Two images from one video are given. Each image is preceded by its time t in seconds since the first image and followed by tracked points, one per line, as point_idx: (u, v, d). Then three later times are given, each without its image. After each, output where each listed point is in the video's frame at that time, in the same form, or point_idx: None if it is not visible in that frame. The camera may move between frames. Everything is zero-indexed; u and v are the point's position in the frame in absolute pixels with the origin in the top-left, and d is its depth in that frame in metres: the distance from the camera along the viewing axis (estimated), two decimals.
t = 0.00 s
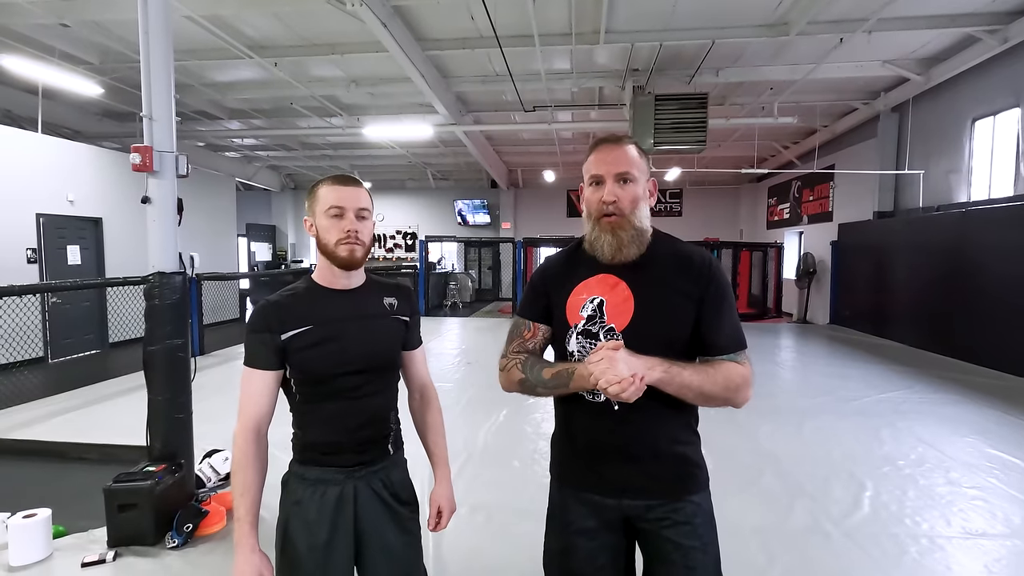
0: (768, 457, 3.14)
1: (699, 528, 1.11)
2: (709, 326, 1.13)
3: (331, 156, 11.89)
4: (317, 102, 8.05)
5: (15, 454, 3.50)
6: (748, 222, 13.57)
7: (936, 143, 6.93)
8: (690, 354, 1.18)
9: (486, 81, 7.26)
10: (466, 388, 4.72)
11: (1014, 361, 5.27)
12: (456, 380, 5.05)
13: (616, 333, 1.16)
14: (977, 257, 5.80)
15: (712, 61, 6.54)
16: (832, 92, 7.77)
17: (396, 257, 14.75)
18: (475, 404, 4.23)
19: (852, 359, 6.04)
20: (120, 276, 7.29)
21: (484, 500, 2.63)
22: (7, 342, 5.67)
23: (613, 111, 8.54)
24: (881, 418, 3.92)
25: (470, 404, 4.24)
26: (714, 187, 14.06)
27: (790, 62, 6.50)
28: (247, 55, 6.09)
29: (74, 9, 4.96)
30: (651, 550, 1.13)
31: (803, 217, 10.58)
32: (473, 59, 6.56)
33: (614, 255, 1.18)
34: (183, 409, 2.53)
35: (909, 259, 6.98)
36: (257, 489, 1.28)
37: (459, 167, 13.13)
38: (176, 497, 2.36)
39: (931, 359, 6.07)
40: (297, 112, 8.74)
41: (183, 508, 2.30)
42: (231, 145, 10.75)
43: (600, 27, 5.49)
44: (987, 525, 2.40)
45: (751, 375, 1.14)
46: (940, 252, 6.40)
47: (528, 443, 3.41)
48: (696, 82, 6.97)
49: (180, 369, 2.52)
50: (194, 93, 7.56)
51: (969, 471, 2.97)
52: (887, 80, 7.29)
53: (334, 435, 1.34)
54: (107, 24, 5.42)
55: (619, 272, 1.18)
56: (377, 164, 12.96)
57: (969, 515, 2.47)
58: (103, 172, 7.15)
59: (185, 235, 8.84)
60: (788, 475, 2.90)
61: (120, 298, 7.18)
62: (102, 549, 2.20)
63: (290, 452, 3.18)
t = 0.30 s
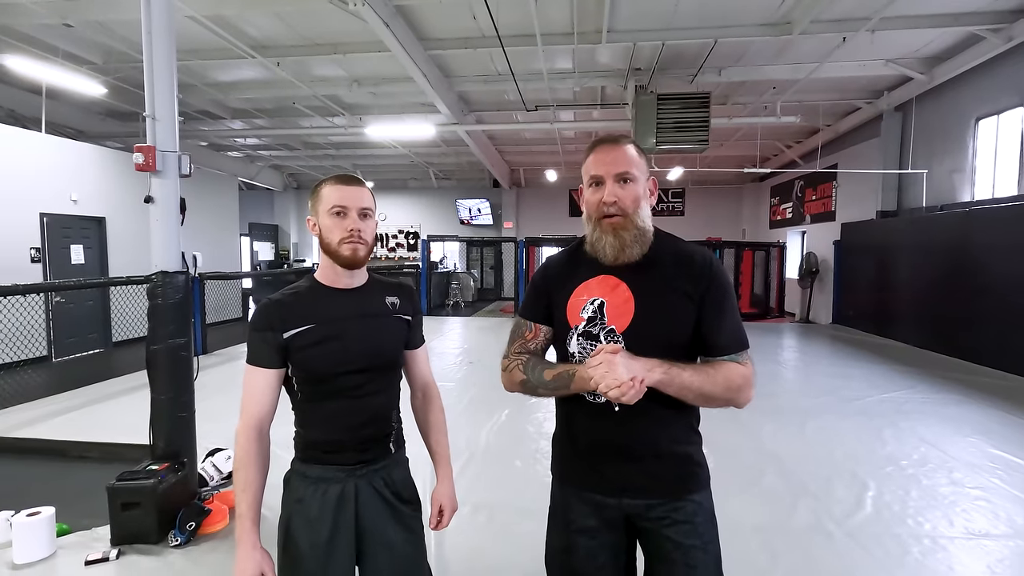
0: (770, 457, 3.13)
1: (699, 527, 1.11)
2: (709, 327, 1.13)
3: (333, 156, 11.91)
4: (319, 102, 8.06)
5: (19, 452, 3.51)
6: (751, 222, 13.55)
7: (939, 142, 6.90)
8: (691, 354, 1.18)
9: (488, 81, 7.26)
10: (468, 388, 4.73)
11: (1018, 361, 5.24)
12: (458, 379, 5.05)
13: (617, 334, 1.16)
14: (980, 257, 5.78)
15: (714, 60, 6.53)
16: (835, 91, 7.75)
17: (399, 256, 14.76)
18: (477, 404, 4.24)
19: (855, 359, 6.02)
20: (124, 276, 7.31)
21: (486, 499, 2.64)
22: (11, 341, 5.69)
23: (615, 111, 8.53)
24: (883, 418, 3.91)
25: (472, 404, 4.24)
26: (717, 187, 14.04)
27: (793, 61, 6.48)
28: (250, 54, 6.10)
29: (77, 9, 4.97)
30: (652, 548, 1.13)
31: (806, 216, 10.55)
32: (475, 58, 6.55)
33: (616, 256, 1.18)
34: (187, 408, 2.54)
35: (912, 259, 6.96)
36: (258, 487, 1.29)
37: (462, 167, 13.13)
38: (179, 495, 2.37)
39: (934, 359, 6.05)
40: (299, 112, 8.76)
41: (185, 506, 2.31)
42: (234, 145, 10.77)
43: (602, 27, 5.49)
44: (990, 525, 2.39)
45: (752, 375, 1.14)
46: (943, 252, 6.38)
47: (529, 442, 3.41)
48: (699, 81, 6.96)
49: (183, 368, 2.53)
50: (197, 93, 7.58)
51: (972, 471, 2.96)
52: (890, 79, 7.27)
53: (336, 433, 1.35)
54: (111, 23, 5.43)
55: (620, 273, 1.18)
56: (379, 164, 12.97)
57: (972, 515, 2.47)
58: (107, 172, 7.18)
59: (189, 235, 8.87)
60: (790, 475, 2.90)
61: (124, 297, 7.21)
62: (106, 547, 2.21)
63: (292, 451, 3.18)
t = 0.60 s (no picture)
0: (771, 456, 3.13)
1: (699, 527, 1.11)
2: (709, 325, 1.13)
3: (335, 155, 11.92)
4: (321, 101, 8.07)
5: (23, 450, 3.53)
6: (753, 220, 13.52)
7: (942, 140, 6.87)
8: (691, 352, 1.18)
9: (490, 80, 7.26)
10: (470, 387, 4.74)
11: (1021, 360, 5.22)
12: (460, 378, 5.06)
13: (616, 333, 1.16)
14: (983, 256, 5.76)
15: (716, 58, 6.51)
16: (838, 89, 7.73)
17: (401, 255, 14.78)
18: (479, 403, 4.24)
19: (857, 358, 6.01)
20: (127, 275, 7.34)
21: (488, 498, 2.64)
22: (15, 340, 5.72)
23: (617, 109, 8.52)
24: (885, 417, 3.90)
25: (474, 403, 4.25)
26: (719, 186, 14.01)
27: (795, 60, 6.46)
28: (253, 54, 6.11)
29: (80, 9, 4.99)
30: (652, 548, 1.13)
31: (809, 216, 10.52)
32: (477, 57, 6.55)
33: (616, 257, 1.18)
34: (189, 407, 2.55)
35: (915, 258, 6.93)
36: (260, 486, 1.29)
37: (463, 166, 13.13)
38: (182, 494, 2.38)
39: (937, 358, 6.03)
40: (301, 111, 8.77)
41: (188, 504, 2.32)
42: (237, 144, 10.79)
43: (604, 26, 5.49)
44: (992, 524, 2.39)
45: (752, 373, 1.14)
46: (946, 251, 6.36)
47: (531, 441, 3.41)
48: (701, 80, 6.94)
49: (185, 367, 2.54)
50: (200, 92, 7.59)
51: (974, 471, 2.95)
52: (893, 77, 7.25)
53: (338, 432, 1.35)
54: (114, 23, 5.44)
55: (620, 272, 1.19)
56: (381, 163, 12.98)
57: (973, 515, 2.46)
58: (110, 171, 7.21)
59: (191, 234, 8.89)
60: (791, 474, 2.89)
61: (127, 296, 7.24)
62: (109, 545, 2.22)
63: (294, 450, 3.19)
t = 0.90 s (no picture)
0: (773, 456, 3.13)
1: (699, 526, 1.11)
2: (710, 324, 1.13)
3: (337, 154, 11.93)
4: (323, 100, 8.07)
5: (26, 449, 3.55)
6: (755, 220, 13.50)
7: (945, 139, 6.86)
8: (692, 351, 1.18)
9: (491, 79, 7.26)
10: (471, 386, 4.74)
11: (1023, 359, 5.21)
12: (461, 377, 5.07)
13: (618, 332, 1.16)
14: (985, 255, 5.75)
15: (718, 57, 6.49)
16: (840, 88, 7.70)
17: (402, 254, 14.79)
18: (480, 402, 4.24)
19: (860, 358, 6.00)
20: (129, 274, 7.35)
21: (489, 496, 2.65)
22: (18, 339, 5.74)
23: (619, 108, 8.51)
24: (887, 416, 3.89)
25: (475, 402, 4.25)
26: (721, 185, 13.99)
27: (797, 59, 6.45)
28: (254, 53, 6.11)
29: (83, 9, 4.99)
30: (652, 547, 1.14)
31: (810, 215, 10.51)
32: (478, 57, 6.55)
33: (616, 256, 1.18)
34: (191, 405, 2.55)
35: (917, 257, 6.91)
36: (261, 484, 1.30)
37: (465, 165, 13.13)
38: (184, 492, 2.39)
39: (939, 357, 6.02)
40: (303, 111, 8.77)
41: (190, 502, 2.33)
42: (239, 143, 10.81)
43: (606, 26, 5.49)
44: (994, 524, 2.38)
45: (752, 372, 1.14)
46: (948, 250, 6.34)
47: (532, 440, 3.42)
48: (703, 79, 6.93)
49: (187, 365, 2.54)
50: (202, 92, 7.61)
51: (976, 470, 2.95)
52: (895, 76, 7.23)
53: (339, 430, 1.36)
54: (115, 23, 5.45)
55: (621, 271, 1.19)
56: (382, 162, 12.98)
57: (975, 514, 2.46)
58: (112, 171, 7.22)
59: (193, 233, 8.91)
60: (793, 473, 2.89)
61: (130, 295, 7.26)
62: (111, 544, 2.23)
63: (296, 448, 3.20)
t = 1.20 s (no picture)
0: (774, 455, 3.12)
1: (702, 525, 1.11)
2: (712, 322, 1.13)
3: (338, 154, 11.93)
4: (324, 100, 8.07)
5: (28, 448, 3.55)
6: (756, 219, 13.49)
7: (947, 138, 6.85)
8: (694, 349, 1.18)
9: (493, 79, 7.26)
10: (472, 385, 4.74)
11: None
12: (462, 377, 5.06)
13: (620, 331, 1.16)
14: (987, 254, 5.74)
15: (720, 56, 6.48)
16: (841, 87, 7.69)
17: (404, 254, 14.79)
18: (482, 401, 4.24)
19: (861, 357, 5.99)
20: (131, 274, 7.36)
21: (491, 496, 2.65)
22: (20, 338, 5.75)
23: (620, 108, 8.50)
24: (888, 416, 3.89)
25: (477, 401, 4.25)
26: (722, 184, 13.97)
27: (799, 58, 6.44)
28: (256, 53, 6.12)
29: (85, 9, 5.00)
30: (654, 547, 1.13)
31: (812, 214, 10.50)
32: (480, 56, 6.55)
33: (617, 255, 1.18)
34: (192, 405, 2.56)
35: (919, 257, 6.90)
36: (262, 483, 1.30)
37: (466, 164, 13.13)
38: (186, 491, 2.39)
39: (942, 357, 6.01)
40: (304, 110, 8.78)
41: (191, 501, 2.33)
42: (240, 143, 10.82)
43: (607, 25, 5.49)
44: (996, 524, 2.38)
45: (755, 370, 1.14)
46: (951, 249, 6.32)
47: (533, 439, 3.42)
48: (704, 78, 6.92)
49: (189, 365, 2.55)
50: (203, 92, 7.61)
51: (978, 470, 2.94)
52: (897, 75, 7.20)
53: (340, 429, 1.36)
54: (117, 23, 5.47)
55: (622, 269, 1.19)
56: (383, 162, 12.97)
57: (978, 514, 2.45)
58: (114, 171, 7.23)
59: (195, 233, 8.91)
60: (796, 473, 2.89)
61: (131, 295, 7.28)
62: (113, 543, 2.24)
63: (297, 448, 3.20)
